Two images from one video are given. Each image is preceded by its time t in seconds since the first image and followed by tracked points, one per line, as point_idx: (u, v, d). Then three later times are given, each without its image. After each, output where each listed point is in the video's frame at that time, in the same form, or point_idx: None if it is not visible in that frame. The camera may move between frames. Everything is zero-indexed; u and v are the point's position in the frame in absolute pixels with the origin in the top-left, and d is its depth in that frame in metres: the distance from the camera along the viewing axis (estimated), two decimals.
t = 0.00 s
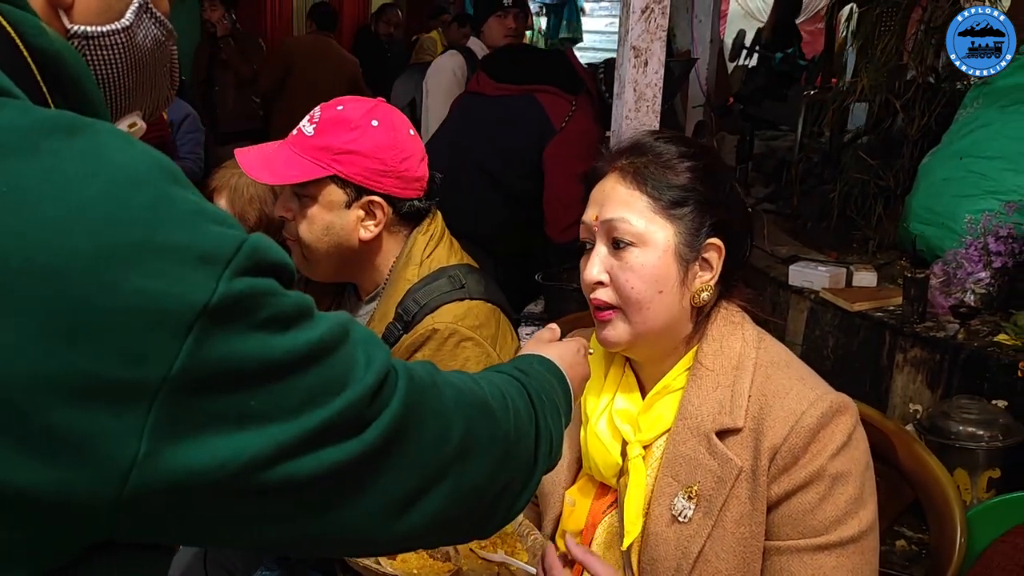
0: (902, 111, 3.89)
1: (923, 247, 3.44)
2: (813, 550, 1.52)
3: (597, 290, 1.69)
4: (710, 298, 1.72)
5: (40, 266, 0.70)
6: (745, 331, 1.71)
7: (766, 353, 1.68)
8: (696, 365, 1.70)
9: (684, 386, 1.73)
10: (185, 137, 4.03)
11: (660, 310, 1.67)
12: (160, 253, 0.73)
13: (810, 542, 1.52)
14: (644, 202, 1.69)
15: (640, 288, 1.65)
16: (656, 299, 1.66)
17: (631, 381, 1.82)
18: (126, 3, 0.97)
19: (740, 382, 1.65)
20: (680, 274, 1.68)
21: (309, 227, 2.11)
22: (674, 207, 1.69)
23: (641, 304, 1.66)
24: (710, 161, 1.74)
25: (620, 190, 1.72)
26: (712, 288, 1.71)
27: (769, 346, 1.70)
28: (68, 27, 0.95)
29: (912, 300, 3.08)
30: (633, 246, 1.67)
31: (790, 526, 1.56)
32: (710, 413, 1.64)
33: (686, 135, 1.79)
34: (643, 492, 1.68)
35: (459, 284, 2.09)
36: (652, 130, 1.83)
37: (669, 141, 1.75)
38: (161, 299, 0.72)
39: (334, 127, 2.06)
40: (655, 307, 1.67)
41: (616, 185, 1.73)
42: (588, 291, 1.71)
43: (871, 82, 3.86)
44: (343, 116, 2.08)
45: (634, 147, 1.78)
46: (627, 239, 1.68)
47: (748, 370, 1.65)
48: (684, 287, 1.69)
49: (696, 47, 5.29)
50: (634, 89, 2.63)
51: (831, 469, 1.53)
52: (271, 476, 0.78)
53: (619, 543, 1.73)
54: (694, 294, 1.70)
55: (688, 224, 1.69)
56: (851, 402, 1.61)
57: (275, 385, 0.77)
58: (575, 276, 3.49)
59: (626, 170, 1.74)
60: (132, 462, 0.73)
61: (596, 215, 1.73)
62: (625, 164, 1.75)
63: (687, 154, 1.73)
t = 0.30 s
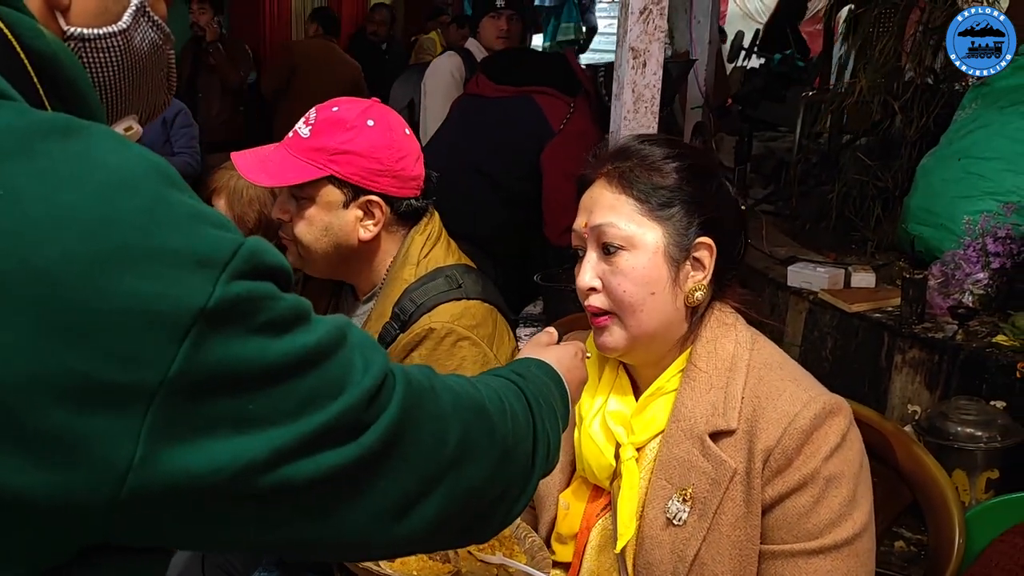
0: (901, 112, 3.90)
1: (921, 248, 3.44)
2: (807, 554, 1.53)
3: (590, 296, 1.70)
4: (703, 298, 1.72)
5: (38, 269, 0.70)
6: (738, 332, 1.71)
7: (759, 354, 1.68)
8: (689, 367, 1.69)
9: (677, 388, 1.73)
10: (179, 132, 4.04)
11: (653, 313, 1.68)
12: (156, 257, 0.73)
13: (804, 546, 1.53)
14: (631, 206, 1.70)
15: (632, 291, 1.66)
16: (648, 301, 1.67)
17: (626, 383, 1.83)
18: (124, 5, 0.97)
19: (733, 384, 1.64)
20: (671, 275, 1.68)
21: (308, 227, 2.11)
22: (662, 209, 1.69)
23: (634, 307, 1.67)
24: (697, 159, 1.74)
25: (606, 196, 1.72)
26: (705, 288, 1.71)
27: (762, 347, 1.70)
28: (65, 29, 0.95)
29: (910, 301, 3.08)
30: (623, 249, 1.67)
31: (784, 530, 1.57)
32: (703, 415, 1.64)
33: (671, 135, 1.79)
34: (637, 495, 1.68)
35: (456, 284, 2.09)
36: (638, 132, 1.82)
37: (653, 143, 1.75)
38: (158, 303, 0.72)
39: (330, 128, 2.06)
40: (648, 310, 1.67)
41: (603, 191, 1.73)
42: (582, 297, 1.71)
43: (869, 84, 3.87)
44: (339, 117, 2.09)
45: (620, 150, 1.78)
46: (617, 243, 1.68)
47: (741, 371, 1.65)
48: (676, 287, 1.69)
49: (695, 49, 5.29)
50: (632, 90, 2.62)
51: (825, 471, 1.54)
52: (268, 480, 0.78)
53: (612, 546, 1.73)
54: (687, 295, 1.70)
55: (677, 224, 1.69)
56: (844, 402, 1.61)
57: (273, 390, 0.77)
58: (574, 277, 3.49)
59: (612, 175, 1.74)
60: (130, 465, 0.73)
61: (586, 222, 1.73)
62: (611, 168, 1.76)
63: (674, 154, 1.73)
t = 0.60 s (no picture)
0: (901, 113, 3.90)
1: (922, 248, 3.44)
2: (808, 555, 1.53)
3: (592, 302, 1.69)
4: (705, 302, 1.72)
5: (46, 272, 0.70)
6: (740, 333, 1.71)
7: (760, 356, 1.68)
8: (690, 369, 1.69)
9: (678, 390, 1.73)
10: (183, 136, 4.04)
11: (655, 318, 1.68)
12: (163, 259, 0.74)
13: (805, 548, 1.54)
14: (631, 212, 1.69)
15: (633, 297, 1.66)
16: (650, 307, 1.67)
17: (626, 386, 1.83)
18: (130, 8, 0.97)
19: (734, 385, 1.64)
20: (672, 279, 1.68)
21: (303, 229, 2.11)
22: (662, 214, 1.68)
23: (636, 313, 1.67)
24: (696, 162, 1.73)
25: (605, 202, 1.72)
26: (706, 292, 1.71)
27: (763, 349, 1.69)
28: (72, 31, 0.94)
29: (911, 302, 3.08)
30: (624, 256, 1.67)
31: (785, 531, 1.57)
32: (704, 417, 1.64)
33: (669, 138, 1.78)
34: (638, 497, 1.68)
35: (458, 284, 2.08)
36: (635, 134, 1.82)
37: (652, 146, 1.74)
38: (165, 306, 0.72)
39: (323, 129, 2.07)
40: (650, 315, 1.67)
41: (602, 196, 1.73)
42: (584, 303, 1.71)
43: (869, 85, 3.88)
44: (331, 118, 2.09)
45: (618, 154, 1.77)
46: (617, 250, 1.68)
47: (742, 373, 1.65)
48: (678, 292, 1.69)
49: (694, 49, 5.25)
50: (633, 91, 2.62)
51: (825, 473, 1.55)
52: (276, 483, 0.78)
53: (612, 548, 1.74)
54: (688, 299, 1.70)
55: (677, 229, 1.69)
56: (844, 403, 1.62)
57: (279, 393, 0.78)
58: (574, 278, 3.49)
59: (610, 180, 1.73)
60: (137, 468, 0.73)
61: (585, 228, 1.73)
62: (609, 172, 1.75)
63: (672, 157, 1.72)
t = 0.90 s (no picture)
0: (901, 113, 3.89)
1: (922, 249, 3.44)
2: (815, 558, 1.53)
3: (593, 303, 1.69)
4: (706, 305, 1.71)
5: (54, 273, 0.72)
6: (744, 335, 1.71)
7: (765, 358, 1.68)
8: (695, 372, 1.70)
9: (683, 391, 1.73)
10: (189, 141, 4.05)
11: (656, 321, 1.68)
12: (172, 261, 0.76)
13: (811, 551, 1.53)
14: (635, 213, 1.69)
15: (635, 299, 1.65)
16: (652, 309, 1.66)
17: (629, 388, 1.83)
18: (139, 10, 0.99)
19: (739, 387, 1.65)
20: (674, 282, 1.68)
21: (298, 230, 2.12)
22: (665, 216, 1.68)
23: (637, 315, 1.66)
24: (700, 164, 1.73)
25: (609, 202, 1.71)
26: (708, 295, 1.70)
27: (768, 351, 1.69)
28: (81, 33, 0.95)
29: (913, 303, 3.09)
30: (626, 257, 1.67)
31: (791, 534, 1.57)
32: (709, 419, 1.64)
33: (674, 139, 1.78)
34: (642, 499, 1.69)
35: (459, 285, 2.08)
36: (640, 136, 1.82)
37: (656, 148, 1.74)
38: (173, 306, 0.75)
39: (316, 131, 2.06)
40: (651, 317, 1.67)
41: (605, 197, 1.73)
42: (585, 304, 1.71)
43: (870, 86, 3.87)
44: (323, 120, 2.08)
45: (622, 154, 1.77)
46: (620, 250, 1.67)
47: (747, 375, 1.65)
48: (680, 294, 1.69)
49: (693, 49, 5.27)
50: (634, 92, 2.62)
51: (832, 476, 1.54)
52: (285, 485, 0.80)
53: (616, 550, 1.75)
54: (689, 301, 1.70)
55: (681, 231, 1.68)
56: (851, 406, 1.61)
57: (287, 397, 0.80)
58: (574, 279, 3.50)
59: (614, 180, 1.73)
60: (146, 471, 0.75)
61: (587, 228, 1.73)
62: (614, 173, 1.75)
63: (676, 159, 1.72)
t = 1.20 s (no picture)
0: (900, 114, 3.89)
1: (922, 250, 3.43)
2: (816, 551, 1.55)
3: (589, 308, 1.70)
4: (702, 309, 1.72)
5: (58, 276, 0.73)
6: (747, 335, 1.72)
7: (769, 357, 1.70)
8: (699, 374, 1.71)
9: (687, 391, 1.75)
10: (194, 145, 4.06)
11: (652, 326, 1.68)
12: (178, 265, 0.77)
13: (813, 543, 1.55)
14: (630, 219, 1.69)
15: (631, 306, 1.66)
16: (647, 315, 1.67)
17: (632, 389, 1.84)
18: (146, 14, 1.06)
19: (743, 386, 1.66)
20: (670, 288, 1.68)
21: (298, 230, 2.12)
22: (660, 222, 1.68)
23: (633, 321, 1.67)
24: (695, 169, 1.73)
25: (604, 207, 1.72)
26: (704, 300, 1.71)
27: (773, 351, 1.71)
28: (88, 35, 1.02)
29: (912, 304, 3.08)
30: (622, 263, 1.67)
31: (794, 528, 1.59)
32: (713, 418, 1.66)
33: (670, 143, 1.78)
34: (646, 499, 1.71)
35: (457, 285, 2.08)
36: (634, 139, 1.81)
37: (651, 152, 1.74)
38: (179, 310, 0.76)
39: (315, 131, 2.06)
40: (647, 323, 1.67)
41: (601, 202, 1.73)
42: (581, 309, 1.72)
43: (870, 87, 3.88)
44: (323, 120, 2.08)
45: (617, 159, 1.77)
46: (615, 256, 1.67)
47: (751, 373, 1.67)
48: (675, 300, 1.69)
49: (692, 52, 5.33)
50: (634, 93, 2.62)
51: (836, 471, 1.56)
52: (289, 489, 0.82)
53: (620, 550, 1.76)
54: (685, 307, 1.70)
55: (676, 237, 1.68)
56: (855, 405, 1.63)
57: (292, 400, 0.81)
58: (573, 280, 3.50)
59: (610, 185, 1.73)
60: (150, 472, 0.76)
61: (582, 232, 1.74)
62: (609, 178, 1.75)
63: (671, 164, 1.72)
